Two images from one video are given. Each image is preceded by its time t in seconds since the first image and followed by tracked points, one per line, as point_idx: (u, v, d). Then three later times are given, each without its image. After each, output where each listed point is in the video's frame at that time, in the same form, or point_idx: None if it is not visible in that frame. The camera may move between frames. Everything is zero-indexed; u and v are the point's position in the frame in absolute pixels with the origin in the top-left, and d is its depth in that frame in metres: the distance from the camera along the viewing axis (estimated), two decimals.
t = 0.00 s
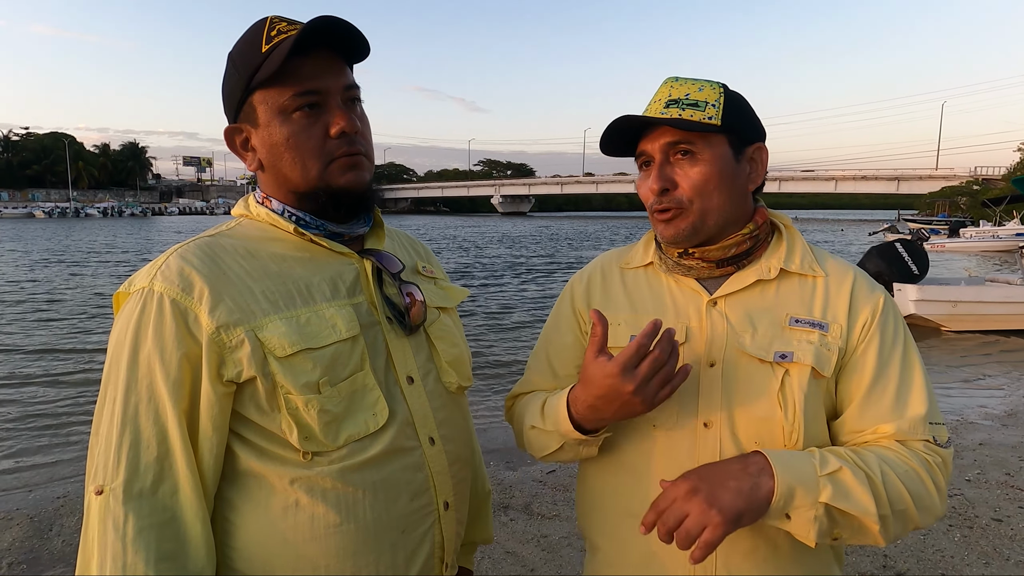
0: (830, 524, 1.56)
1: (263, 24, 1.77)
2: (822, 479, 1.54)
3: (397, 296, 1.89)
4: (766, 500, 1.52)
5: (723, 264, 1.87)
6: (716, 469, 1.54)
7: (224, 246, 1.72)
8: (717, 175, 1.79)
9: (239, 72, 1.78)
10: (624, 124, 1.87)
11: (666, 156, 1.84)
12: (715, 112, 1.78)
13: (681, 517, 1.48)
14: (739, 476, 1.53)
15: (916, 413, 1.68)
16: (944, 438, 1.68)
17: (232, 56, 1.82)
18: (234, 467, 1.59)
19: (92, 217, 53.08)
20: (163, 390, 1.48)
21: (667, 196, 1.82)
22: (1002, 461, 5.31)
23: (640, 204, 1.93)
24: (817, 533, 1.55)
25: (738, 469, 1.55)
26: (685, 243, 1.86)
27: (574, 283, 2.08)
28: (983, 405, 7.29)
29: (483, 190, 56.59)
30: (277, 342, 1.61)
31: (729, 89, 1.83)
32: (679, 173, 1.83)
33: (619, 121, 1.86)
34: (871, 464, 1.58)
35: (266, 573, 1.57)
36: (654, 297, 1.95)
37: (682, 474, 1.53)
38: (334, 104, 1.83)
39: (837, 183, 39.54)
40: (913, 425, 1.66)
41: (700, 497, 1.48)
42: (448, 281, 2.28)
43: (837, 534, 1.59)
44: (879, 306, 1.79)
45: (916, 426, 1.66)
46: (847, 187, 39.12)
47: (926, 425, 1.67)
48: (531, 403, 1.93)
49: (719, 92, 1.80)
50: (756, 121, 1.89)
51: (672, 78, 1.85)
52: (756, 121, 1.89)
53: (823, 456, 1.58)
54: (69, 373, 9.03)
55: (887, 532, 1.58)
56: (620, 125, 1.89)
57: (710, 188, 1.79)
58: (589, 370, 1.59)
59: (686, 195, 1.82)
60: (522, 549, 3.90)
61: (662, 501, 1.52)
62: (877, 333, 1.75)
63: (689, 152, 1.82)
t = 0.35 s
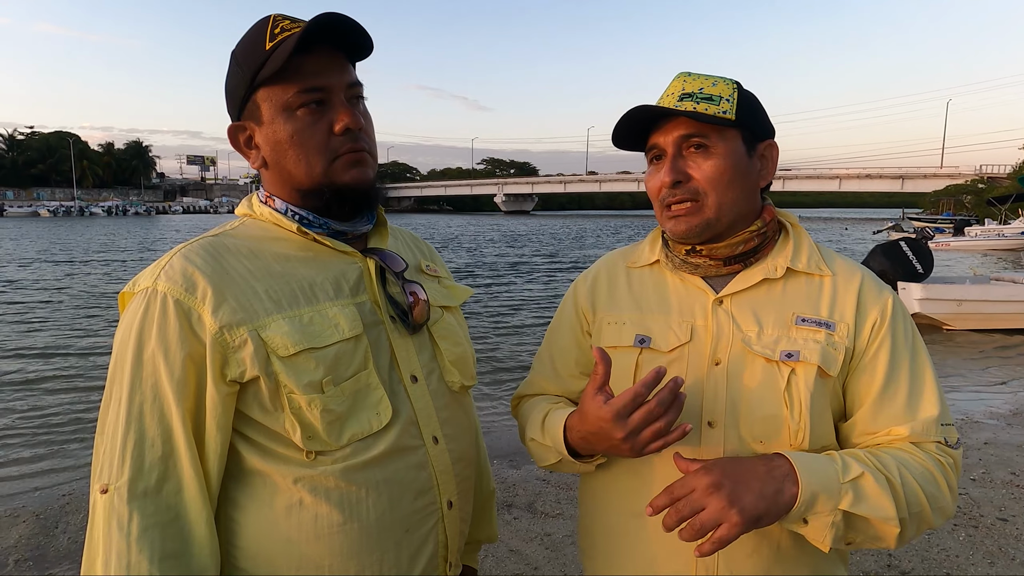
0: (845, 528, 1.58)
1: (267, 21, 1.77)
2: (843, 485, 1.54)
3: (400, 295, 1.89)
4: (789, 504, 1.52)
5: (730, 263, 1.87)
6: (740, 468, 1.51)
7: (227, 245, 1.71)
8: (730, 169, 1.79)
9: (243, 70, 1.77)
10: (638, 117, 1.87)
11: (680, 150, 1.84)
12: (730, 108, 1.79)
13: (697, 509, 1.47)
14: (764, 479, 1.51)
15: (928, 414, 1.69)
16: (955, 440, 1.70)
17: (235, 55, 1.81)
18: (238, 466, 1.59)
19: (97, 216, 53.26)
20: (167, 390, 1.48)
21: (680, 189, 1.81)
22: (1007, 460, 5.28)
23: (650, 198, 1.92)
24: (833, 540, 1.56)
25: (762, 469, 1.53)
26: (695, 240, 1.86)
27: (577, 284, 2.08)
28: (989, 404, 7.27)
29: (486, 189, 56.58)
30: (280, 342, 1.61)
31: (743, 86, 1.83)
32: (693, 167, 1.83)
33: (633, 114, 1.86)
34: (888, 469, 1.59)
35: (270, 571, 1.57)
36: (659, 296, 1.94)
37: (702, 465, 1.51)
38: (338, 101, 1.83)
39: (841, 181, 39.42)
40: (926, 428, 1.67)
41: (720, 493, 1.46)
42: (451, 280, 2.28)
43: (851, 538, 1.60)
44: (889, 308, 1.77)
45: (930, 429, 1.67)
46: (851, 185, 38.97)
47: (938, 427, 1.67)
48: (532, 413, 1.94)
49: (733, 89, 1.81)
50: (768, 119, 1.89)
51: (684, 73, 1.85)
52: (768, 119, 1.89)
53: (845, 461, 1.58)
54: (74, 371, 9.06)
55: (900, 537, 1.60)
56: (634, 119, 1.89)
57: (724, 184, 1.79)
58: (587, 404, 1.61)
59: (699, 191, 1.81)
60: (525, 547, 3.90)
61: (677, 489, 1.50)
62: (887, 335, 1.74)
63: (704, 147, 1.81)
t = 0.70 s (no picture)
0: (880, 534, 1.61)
1: (263, 20, 1.77)
2: (884, 495, 1.56)
3: (400, 295, 1.89)
4: (833, 513, 1.54)
5: (738, 265, 1.87)
6: (803, 467, 1.48)
7: (228, 244, 1.71)
8: (750, 173, 1.79)
9: (242, 66, 1.77)
10: (664, 111, 1.85)
11: (701, 149, 1.83)
12: (756, 110, 1.78)
13: (750, 489, 1.42)
14: (819, 481, 1.51)
15: (943, 419, 1.70)
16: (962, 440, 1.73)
17: (235, 52, 1.81)
18: (237, 464, 1.59)
19: (98, 215, 53.32)
20: (166, 388, 1.48)
21: (698, 190, 1.80)
22: (1009, 458, 5.28)
23: (664, 195, 1.91)
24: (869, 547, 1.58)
25: (819, 470, 1.52)
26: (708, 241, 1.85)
27: (580, 282, 2.08)
28: (990, 402, 7.26)
29: (487, 187, 56.53)
30: (279, 342, 1.61)
31: (770, 88, 1.82)
32: (712, 169, 1.82)
33: (659, 107, 1.84)
34: (922, 475, 1.60)
35: (269, 569, 1.57)
36: (664, 296, 1.93)
37: (767, 453, 1.44)
38: (338, 95, 1.83)
39: (842, 180, 39.37)
40: (942, 430, 1.68)
41: (780, 488, 1.43)
42: (452, 278, 2.28)
43: (882, 542, 1.64)
44: (897, 313, 1.77)
45: (945, 433, 1.68)
46: (852, 183, 38.92)
47: (952, 429, 1.70)
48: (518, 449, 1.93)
49: (761, 90, 1.80)
50: (791, 124, 1.89)
51: (712, 67, 1.84)
52: (791, 124, 1.89)
53: (886, 472, 1.59)
54: (75, 370, 9.06)
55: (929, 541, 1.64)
56: (659, 112, 1.86)
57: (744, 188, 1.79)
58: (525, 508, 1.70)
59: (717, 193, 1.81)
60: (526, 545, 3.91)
61: (733, 466, 1.42)
62: (897, 341, 1.74)
63: (726, 148, 1.80)
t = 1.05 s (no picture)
0: (859, 529, 1.61)
1: (256, 20, 1.76)
2: (867, 491, 1.56)
3: (393, 296, 1.87)
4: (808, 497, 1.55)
5: (738, 259, 1.86)
6: (793, 455, 1.47)
7: (220, 245, 1.71)
8: (759, 160, 1.80)
9: (234, 67, 1.77)
10: (685, 86, 1.88)
11: (715, 130, 1.85)
12: (775, 104, 1.81)
13: (731, 453, 1.41)
14: (803, 472, 1.50)
15: (939, 423, 1.69)
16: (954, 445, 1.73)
17: (226, 52, 1.80)
18: (229, 467, 1.58)
19: (90, 215, 52.99)
20: (157, 390, 1.47)
21: (706, 165, 1.81)
22: (1000, 457, 5.31)
23: (671, 171, 1.92)
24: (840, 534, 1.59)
25: (810, 461, 1.51)
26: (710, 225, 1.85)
27: (576, 278, 2.09)
28: (981, 401, 7.31)
29: (482, 187, 56.52)
30: (271, 344, 1.60)
31: (791, 90, 1.86)
32: (724, 149, 1.83)
33: (682, 78, 1.87)
34: (911, 474, 1.60)
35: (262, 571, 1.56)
36: (660, 294, 1.93)
37: (765, 428, 1.43)
38: (331, 95, 1.83)
39: (835, 181, 39.58)
40: (936, 435, 1.67)
41: (762, 464, 1.42)
42: (445, 279, 2.28)
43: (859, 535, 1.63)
44: (891, 316, 1.78)
45: (938, 437, 1.67)
46: (845, 184, 39.11)
47: (945, 434, 1.69)
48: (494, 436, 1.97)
49: (783, 88, 1.83)
50: (802, 132, 1.92)
51: (741, 59, 1.87)
52: (802, 133, 1.92)
53: (876, 468, 1.58)
54: (66, 371, 9.01)
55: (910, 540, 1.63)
56: (680, 88, 1.90)
57: (751, 171, 1.80)
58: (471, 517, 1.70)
59: (724, 173, 1.82)
60: (521, 546, 3.90)
61: (728, 427, 1.41)
62: (890, 344, 1.75)
63: (739, 132, 1.83)
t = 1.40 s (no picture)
0: (863, 543, 1.61)
1: (254, 20, 1.76)
2: (867, 504, 1.56)
3: (391, 296, 1.88)
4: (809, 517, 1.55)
5: (734, 266, 1.88)
6: (782, 476, 1.47)
7: (218, 243, 1.71)
8: (745, 182, 1.79)
9: (231, 69, 1.77)
10: (665, 111, 1.85)
11: (699, 152, 1.82)
12: (760, 117, 1.77)
13: (718, 484, 1.42)
14: (796, 492, 1.50)
15: (940, 425, 1.71)
16: (957, 447, 1.75)
17: (224, 53, 1.80)
18: (228, 465, 1.58)
19: (86, 216, 52.85)
20: (155, 390, 1.47)
21: (692, 192, 1.81)
22: (997, 458, 5.33)
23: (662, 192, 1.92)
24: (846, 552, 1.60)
25: (803, 480, 1.50)
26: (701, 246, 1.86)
27: (579, 274, 2.08)
28: (978, 401, 7.33)
29: (479, 188, 56.48)
30: (269, 342, 1.61)
31: (779, 93, 1.82)
32: (708, 172, 1.82)
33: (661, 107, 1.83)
34: (910, 482, 1.62)
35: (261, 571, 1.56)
36: (661, 293, 1.94)
37: (749, 454, 1.43)
38: (329, 96, 1.83)
39: (832, 182, 39.67)
40: (938, 439, 1.69)
41: (751, 491, 1.42)
42: (442, 279, 2.28)
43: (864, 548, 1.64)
44: (892, 320, 1.79)
45: (940, 441, 1.69)
46: (842, 185, 39.19)
47: (948, 438, 1.70)
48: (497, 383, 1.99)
49: (769, 95, 1.79)
50: (796, 132, 1.88)
51: (725, 67, 1.84)
52: (796, 132, 1.88)
53: (874, 481, 1.59)
54: (63, 372, 8.99)
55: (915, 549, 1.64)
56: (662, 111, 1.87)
57: (737, 194, 1.79)
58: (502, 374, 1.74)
59: (712, 197, 1.81)
60: (519, 547, 3.90)
61: (711, 459, 1.40)
62: (889, 347, 1.76)
63: (722, 152, 1.81)
